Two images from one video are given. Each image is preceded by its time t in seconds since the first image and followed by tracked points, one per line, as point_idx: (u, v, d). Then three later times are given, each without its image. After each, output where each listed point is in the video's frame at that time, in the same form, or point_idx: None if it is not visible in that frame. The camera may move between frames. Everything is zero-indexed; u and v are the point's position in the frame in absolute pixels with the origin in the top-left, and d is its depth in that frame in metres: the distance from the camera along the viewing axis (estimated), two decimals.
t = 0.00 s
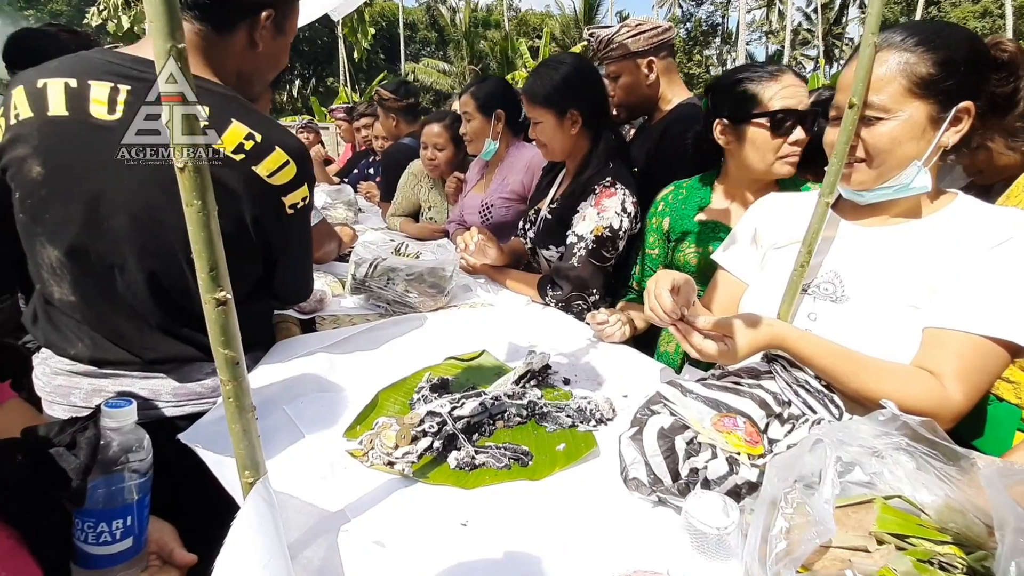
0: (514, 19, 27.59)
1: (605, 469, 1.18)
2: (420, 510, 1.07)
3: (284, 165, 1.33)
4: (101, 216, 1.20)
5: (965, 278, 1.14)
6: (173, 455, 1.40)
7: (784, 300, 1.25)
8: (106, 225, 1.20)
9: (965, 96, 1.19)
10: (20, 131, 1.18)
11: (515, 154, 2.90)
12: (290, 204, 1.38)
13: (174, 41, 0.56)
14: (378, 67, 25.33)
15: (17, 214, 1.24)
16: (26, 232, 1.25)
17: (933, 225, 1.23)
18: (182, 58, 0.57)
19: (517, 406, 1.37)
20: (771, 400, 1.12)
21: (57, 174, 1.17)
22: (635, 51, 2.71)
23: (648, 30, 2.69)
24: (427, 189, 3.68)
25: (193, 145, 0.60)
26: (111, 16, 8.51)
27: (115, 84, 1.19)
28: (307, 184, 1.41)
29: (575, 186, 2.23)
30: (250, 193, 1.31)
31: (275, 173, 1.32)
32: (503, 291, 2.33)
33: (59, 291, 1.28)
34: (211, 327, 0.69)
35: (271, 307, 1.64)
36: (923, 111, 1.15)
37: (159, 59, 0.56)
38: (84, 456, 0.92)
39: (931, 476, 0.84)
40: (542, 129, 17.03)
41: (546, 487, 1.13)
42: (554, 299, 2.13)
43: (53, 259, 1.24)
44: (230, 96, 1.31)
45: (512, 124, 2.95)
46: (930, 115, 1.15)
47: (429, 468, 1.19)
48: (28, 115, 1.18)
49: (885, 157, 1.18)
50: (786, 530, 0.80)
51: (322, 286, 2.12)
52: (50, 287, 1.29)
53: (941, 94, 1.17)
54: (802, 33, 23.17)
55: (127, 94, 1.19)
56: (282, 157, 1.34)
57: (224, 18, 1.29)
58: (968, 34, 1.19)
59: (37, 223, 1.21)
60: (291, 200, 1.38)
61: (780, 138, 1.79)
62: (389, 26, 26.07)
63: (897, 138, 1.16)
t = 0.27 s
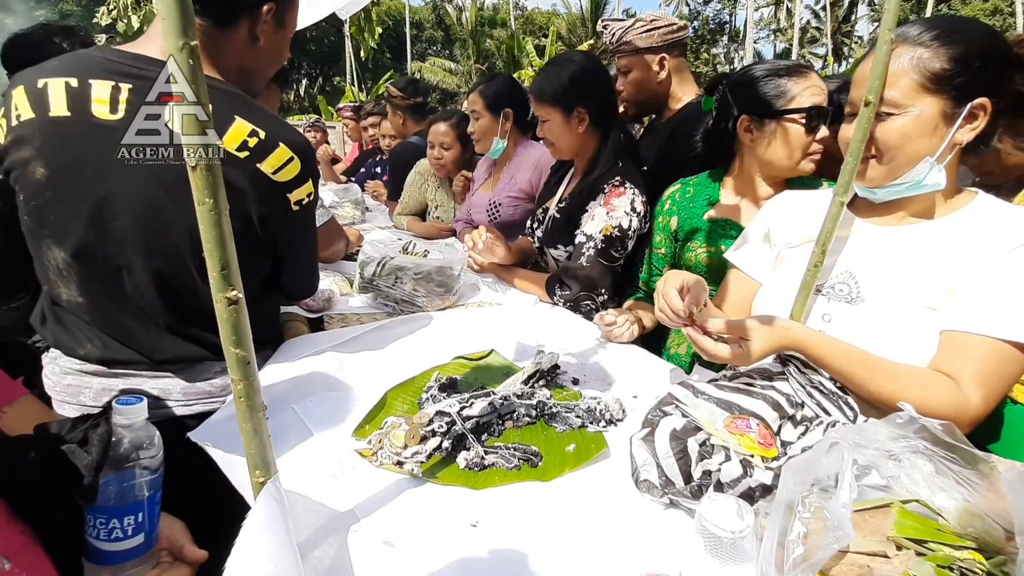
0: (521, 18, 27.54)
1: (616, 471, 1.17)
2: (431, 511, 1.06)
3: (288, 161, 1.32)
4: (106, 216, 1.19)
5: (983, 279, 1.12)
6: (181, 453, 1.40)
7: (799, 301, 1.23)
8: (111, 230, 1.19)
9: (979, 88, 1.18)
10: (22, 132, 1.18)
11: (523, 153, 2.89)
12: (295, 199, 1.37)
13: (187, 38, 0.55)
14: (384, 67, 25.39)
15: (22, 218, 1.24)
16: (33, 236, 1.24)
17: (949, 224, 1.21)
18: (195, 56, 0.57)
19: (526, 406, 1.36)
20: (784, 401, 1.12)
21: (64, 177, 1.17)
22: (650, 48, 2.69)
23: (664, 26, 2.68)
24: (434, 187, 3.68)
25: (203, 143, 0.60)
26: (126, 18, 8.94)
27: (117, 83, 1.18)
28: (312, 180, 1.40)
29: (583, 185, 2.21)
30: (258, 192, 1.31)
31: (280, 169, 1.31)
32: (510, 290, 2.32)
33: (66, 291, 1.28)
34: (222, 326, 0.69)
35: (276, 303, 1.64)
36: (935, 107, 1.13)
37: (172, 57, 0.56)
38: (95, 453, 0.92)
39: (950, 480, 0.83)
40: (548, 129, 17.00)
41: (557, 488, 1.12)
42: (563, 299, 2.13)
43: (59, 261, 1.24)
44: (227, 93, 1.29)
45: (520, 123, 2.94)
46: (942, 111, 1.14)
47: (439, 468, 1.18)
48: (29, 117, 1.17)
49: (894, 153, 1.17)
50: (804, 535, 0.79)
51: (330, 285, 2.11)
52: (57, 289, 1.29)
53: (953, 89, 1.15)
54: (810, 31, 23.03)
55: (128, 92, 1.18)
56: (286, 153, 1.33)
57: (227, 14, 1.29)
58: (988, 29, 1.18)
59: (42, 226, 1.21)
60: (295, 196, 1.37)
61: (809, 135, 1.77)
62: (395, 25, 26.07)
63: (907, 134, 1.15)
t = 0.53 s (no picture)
0: (526, 17, 27.52)
1: (616, 470, 1.17)
2: (435, 507, 1.07)
3: (271, 156, 1.33)
4: (93, 219, 1.19)
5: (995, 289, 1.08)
6: (186, 450, 1.41)
7: (801, 303, 1.24)
8: (97, 237, 1.20)
9: (988, 91, 1.14)
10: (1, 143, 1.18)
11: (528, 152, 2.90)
12: (282, 195, 1.38)
13: (194, 38, 0.56)
14: (389, 66, 25.45)
15: (15, 229, 1.26)
16: (29, 248, 1.26)
17: (961, 227, 1.19)
18: (201, 56, 0.58)
19: (528, 405, 1.36)
20: (786, 402, 1.13)
21: (48, 184, 1.18)
22: (665, 41, 2.69)
23: (681, 24, 2.70)
24: (439, 187, 3.69)
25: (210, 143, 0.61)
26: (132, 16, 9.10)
27: (90, 86, 1.16)
28: (300, 174, 1.41)
29: (587, 185, 2.22)
30: (242, 189, 1.32)
31: (263, 164, 1.32)
32: (514, 289, 2.33)
33: (63, 298, 1.28)
34: (229, 325, 0.70)
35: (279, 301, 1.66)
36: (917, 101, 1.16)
37: (179, 57, 0.57)
38: (102, 449, 0.92)
39: (953, 482, 0.84)
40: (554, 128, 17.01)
41: (559, 487, 1.13)
42: (566, 298, 2.13)
43: (56, 270, 1.24)
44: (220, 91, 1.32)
45: (524, 123, 2.95)
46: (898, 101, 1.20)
47: (441, 466, 1.19)
48: (8, 130, 1.17)
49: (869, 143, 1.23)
50: (804, 535, 0.79)
51: (334, 284, 2.12)
52: (56, 298, 1.30)
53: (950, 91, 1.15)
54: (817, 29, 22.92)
55: (102, 95, 1.16)
56: (270, 148, 1.33)
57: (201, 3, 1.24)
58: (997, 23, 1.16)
59: (35, 236, 1.23)
60: (281, 193, 1.38)
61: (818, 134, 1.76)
62: (401, 25, 26.12)
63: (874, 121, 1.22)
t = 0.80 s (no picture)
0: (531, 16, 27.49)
1: (615, 470, 1.18)
2: (437, 506, 1.08)
3: (259, 156, 1.33)
4: (83, 222, 1.20)
5: (999, 297, 1.01)
6: (189, 448, 1.42)
7: (803, 305, 1.24)
8: (92, 240, 1.21)
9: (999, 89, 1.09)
10: None
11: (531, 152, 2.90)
12: (273, 195, 1.39)
13: (197, 41, 0.57)
14: (394, 65, 25.46)
15: (14, 234, 1.27)
16: (28, 251, 1.27)
17: (971, 230, 1.13)
18: (206, 59, 0.59)
19: (530, 405, 1.37)
20: (787, 403, 1.15)
21: (41, 188, 1.19)
22: (676, 39, 2.69)
23: (693, 23, 2.70)
24: (442, 186, 3.69)
25: (216, 144, 0.61)
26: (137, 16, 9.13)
27: (77, 88, 1.17)
28: (291, 172, 1.42)
29: (589, 185, 2.22)
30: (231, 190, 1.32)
31: (251, 164, 1.32)
32: (516, 289, 2.34)
33: (63, 300, 1.29)
34: (233, 324, 0.70)
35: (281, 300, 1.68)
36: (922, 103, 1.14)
37: (184, 61, 0.58)
38: (106, 447, 0.94)
39: (953, 483, 0.84)
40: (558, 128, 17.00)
41: (559, 486, 1.13)
42: (568, 298, 2.14)
43: (54, 273, 1.25)
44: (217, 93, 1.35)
45: (528, 123, 2.95)
46: (903, 104, 1.18)
47: (443, 465, 1.19)
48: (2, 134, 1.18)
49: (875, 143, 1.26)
50: (801, 535, 0.80)
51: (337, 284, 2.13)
52: (57, 300, 1.31)
53: (952, 91, 1.11)
54: (823, 28, 22.83)
55: (89, 98, 1.17)
56: (259, 148, 1.34)
57: None
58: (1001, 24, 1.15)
59: (32, 239, 1.24)
60: (272, 193, 1.39)
61: (822, 135, 1.75)
62: (406, 24, 26.14)
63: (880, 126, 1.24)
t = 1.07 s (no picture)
0: (534, 15, 27.43)
1: (615, 468, 1.19)
2: (438, 504, 1.08)
3: (266, 156, 1.34)
4: (92, 219, 1.21)
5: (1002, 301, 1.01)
6: (193, 445, 1.43)
7: (806, 301, 1.24)
8: (102, 236, 1.22)
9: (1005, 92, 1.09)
10: (7, 147, 1.21)
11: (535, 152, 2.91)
12: (279, 196, 1.40)
13: (205, 43, 0.58)
14: (398, 64, 25.49)
15: (24, 231, 1.29)
16: (38, 248, 1.29)
17: (977, 234, 1.12)
18: (213, 61, 0.59)
19: (532, 404, 1.38)
20: (788, 403, 1.15)
21: (50, 186, 1.20)
22: (680, 40, 2.69)
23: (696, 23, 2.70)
24: (446, 186, 3.70)
25: (221, 144, 0.62)
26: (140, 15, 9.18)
27: (87, 88, 1.18)
28: (299, 173, 1.43)
29: (592, 185, 2.23)
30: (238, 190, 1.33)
31: (257, 165, 1.34)
32: (519, 289, 2.34)
33: (71, 297, 1.31)
34: (238, 321, 0.71)
35: (285, 299, 1.69)
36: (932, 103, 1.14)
37: (191, 62, 0.59)
38: (112, 443, 0.94)
39: (953, 483, 0.84)
40: (562, 127, 16.99)
41: (560, 484, 1.14)
42: (571, 297, 2.15)
43: (62, 270, 1.26)
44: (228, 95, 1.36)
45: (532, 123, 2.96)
46: (913, 105, 1.19)
47: (445, 463, 1.20)
48: (14, 132, 1.20)
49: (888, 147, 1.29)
50: (800, 533, 0.81)
51: (341, 282, 2.15)
52: (65, 296, 1.32)
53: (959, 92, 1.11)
54: (828, 28, 22.78)
55: (98, 98, 1.18)
56: (265, 149, 1.36)
57: None
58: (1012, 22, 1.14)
59: (42, 236, 1.25)
60: (278, 194, 1.40)
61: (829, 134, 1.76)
62: (410, 22, 26.14)
63: (890, 130, 1.26)
